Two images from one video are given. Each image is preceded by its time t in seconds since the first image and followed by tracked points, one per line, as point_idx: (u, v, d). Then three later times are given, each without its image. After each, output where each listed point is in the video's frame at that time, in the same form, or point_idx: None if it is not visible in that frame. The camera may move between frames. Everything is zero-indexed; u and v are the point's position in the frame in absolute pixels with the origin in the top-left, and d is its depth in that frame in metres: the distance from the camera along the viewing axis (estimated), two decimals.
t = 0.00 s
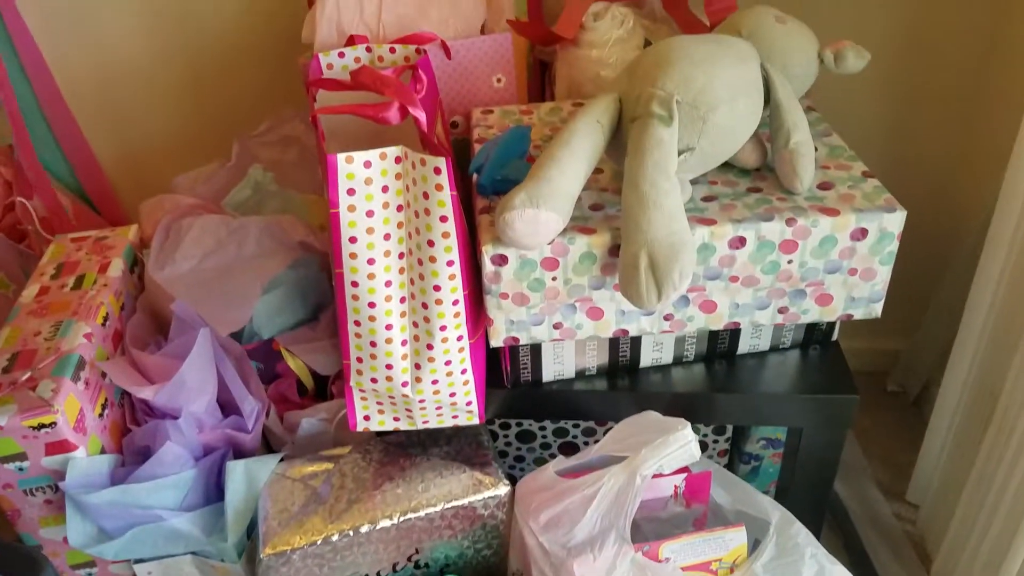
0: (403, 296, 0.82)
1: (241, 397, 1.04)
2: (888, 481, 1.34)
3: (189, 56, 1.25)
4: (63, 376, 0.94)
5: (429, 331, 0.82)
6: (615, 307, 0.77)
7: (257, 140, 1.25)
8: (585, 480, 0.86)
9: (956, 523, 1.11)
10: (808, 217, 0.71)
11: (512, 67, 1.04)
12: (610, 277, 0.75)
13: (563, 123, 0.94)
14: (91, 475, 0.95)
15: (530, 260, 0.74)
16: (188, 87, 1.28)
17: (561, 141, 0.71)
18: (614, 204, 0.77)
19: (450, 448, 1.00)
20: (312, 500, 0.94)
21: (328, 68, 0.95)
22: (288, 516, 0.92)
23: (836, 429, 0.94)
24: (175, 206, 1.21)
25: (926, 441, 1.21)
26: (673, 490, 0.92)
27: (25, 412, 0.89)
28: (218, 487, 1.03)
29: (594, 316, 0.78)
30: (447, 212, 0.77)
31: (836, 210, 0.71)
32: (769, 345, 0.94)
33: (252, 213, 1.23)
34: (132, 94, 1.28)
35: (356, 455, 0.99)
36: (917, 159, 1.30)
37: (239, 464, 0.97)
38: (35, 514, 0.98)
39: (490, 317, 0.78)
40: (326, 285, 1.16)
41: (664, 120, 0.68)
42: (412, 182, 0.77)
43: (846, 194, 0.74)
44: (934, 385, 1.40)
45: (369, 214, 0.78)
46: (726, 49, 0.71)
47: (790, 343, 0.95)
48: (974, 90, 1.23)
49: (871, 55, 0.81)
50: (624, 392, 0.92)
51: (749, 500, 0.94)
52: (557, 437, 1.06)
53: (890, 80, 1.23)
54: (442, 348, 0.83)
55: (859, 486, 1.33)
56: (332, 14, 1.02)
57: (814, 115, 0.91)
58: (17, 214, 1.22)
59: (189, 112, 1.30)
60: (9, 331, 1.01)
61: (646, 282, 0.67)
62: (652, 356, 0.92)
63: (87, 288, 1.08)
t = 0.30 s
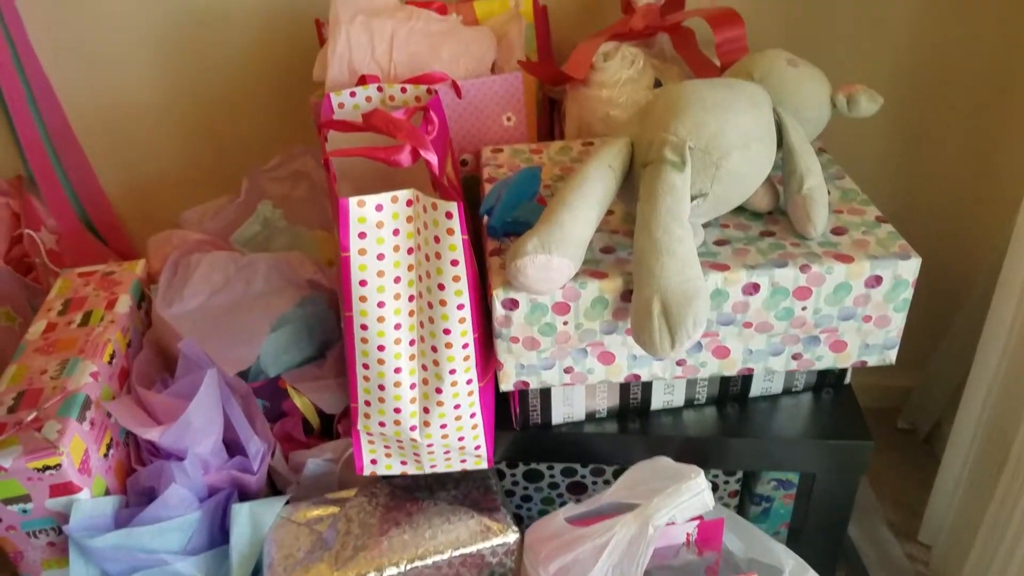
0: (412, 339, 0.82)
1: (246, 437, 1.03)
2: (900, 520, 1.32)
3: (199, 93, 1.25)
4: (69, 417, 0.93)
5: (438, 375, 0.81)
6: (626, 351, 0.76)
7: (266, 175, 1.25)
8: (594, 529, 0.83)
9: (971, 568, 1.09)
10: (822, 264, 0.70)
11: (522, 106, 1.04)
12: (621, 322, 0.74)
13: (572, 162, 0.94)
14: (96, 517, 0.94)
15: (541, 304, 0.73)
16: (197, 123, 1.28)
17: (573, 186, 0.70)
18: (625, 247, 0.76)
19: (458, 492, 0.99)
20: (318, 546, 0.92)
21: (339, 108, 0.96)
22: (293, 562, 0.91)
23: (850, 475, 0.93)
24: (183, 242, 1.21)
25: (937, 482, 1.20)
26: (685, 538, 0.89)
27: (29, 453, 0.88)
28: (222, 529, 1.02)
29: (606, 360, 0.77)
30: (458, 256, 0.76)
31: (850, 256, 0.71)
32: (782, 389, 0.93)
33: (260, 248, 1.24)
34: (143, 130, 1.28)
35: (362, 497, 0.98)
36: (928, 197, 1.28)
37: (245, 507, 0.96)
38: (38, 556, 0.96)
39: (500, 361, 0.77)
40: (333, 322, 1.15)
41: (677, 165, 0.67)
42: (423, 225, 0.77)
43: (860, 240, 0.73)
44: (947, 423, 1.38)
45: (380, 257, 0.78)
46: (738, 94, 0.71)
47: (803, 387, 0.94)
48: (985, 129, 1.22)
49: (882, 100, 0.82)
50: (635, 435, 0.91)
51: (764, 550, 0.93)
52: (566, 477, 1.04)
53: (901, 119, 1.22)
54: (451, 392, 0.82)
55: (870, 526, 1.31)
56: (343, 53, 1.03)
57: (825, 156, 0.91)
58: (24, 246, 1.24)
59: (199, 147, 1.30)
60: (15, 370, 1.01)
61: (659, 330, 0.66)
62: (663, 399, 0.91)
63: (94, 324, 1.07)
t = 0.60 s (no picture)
0: (425, 372, 0.82)
1: (256, 468, 1.03)
2: (911, 552, 1.31)
3: (211, 122, 1.26)
4: (79, 447, 0.92)
5: (450, 409, 0.81)
6: (642, 387, 0.76)
7: (277, 205, 1.26)
8: (608, 567, 0.82)
9: None
10: (840, 301, 0.70)
11: (534, 138, 1.04)
12: (637, 357, 0.74)
13: (585, 195, 0.94)
14: (104, 548, 0.93)
15: (555, 339, 0.73)
16: (208, 152, 1.29)
17: (588, 222, 0.70)
18: (639, 282, 0.76)
19: (469, 525, 0.98)
20: None
21: (352, 140, 0.96)
22: None
23: (865, 511, 0.92)
24: (193, 271, 1.21)
25: (950, 515, 1.18)
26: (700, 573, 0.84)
27: (39, 484, 0.88)
28: (231, 561, 1.01)
29: (620, 396, 0.77)
30: (472, 290, 0.76)
31: (868, 294, 0.71)
32: (796, 423, 0.93)
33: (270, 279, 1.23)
34: (155, 159, 1.29)
35: (372, 530, 0.97)
36: (938, 228, 1.28)
37: (254, 538, 0.95)
38: None
39: (514, 396, 0.77)
40: (343, 352, 1.15)
41: (694, 202, 0.67)
42: (437, 260, 0.77)
43: (877, 277, 0.74)
44: (958, 454, 1.37)
45: (393, 291, 0.77)
46: (754, 130, 0.71)
47: (817, 421, 0.93)
48: (996, 161, 1.21)
49: (898, 135, 0.83)
50: (648, 470, 0.90)
51: None
52: (575, 507, 1.04)
53: (911, 151, 1.22)
54: (464, 427, 0.82)
55: (880, 558, 1.30)
56: (355, 86, 1.03)
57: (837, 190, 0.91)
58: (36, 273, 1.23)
59: (210, 175, 1.31)
60: (24, 400, 1.00)
61: (675, 366, 0.65)
62: (677, 434, 0.91)
63: (104, 354, 1.07)
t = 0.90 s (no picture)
0: (436, 386, 0.81)
1: (264, 479, 1.02)
2: (920, 571, 1.29)
3: (223, 132, 1.26)
4: (88, 456, 0.92)
5: (461, 424, 0.81)
6: (655, 405, 0.76)
7: (288, 215, 1.26)
8: None
9: None
10: (857, 321, 0.70)
11: (547, 152, 1.04)
12: (651, 374, 0.74)
13: (599, 210, 0.94)
14: (112, 557, 0.93)
15: (569, 355, 0.72)
16: (221, 161, 1.29)
17: (604, 238, 0.70)
18: (653, 298, 0.76)
19: (477, 539, 0.97)
20: None
21: (365, 152, 0.96)
22: None
23: (877, 532, 0.91)
24: (204, 280, 1.21)
25: (961, 537, 1.17)
26: None
27: (48, 492, 0.87)
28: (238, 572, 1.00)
29: (633, 413, 0.76)
30: (485, 305, 0.76)
31: (886, 314, 0.71)
32: (809, 442, 0.92)
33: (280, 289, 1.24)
34: (167, 167, 1.29)
35: (380, 543, 0.97)
36: (950, 246, 1.27)
37: (262, 548, 0.94)
38: None
39: (525, 412, 0.76)
40: (353, 364, 1.15)
41: (711, 220, 0.67)
42: (450, 274, 0.77)
43: (894, 297, 0.73)
44: (969, 474, 1.36)
45: (406, 305, 0.77)
46: (772, 149, 0.71)
47: (830, 440, 0.92)
48: (1010, 180, 1.21)
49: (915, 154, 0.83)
50: (659, 487, 0.89)
51: None
52: (583, 523, 1.03)
53: (924, 169, 1.21)
54: (474, 442, 0.81)
55: None
56: (369, 98, 1.03)
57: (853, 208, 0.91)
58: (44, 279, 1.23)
59: (222, 185, 1.31)
60: (34, 408, 1.00)
61: (691, 386, 0.65)
62: (689, 451, 0.90)
63: (114, 362, 1.07)
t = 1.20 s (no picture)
0: (453, 377, 0.83)
1: (282, 465, 1.04)
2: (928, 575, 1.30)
3: (245, 127, 1.28)
4: (111, 440, 0.95)
5: (477, 415, 0.82)
6: (668, 400, 0.77)
7: (308, 210, 1.28)
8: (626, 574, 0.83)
9: None
10: (871, 321, 0.71)
11: (564, 151, 1.05)
12: (664, 370, 0.75)
13: (615, 208, 0.95)
14: (133, 538, 0.95)
15: (583, 349, 0.74)
16: (242, 155, 1.31)
17: (621, 234, 0.71)
18: (668, 295, 0.77)
19: (489, 529, 0.99)
20: None
21: (385, 148, 0.98)
22: None
23: (885, 532, 0.92)
24: (224, 273, 1.23)
25: (969, 541, 1.18)
26: None
27: (72, 474, 0.90)
28: (255, 556, 1.03)
29: (646, 408, 0.78)
30: (502, 299, 0.78)
31: (900, 314, 0.72)
32: (820, 441, 0.93)
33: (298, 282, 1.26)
34: (189, 160, 1.31)
35: (394, 530, 0.98)
36: (964, 252, 1.28)
37: (279, 533, 0.96)
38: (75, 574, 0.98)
39: (540, 404, 0.78)
40: (369, 356, 1.16)
41: (728, 218, 0.68)
42: (469, 268, 0.78)
43: (908, 298, 0.75)
44: (978, 480, 1.37)
45: (425, 297, 0.79)
46: (789, 151, 0.72)
47: (840, 440, 0.93)
48: None
49: (932, 157, 0.84)
50: (670, 482, 0.91)
51: None
52: (592, 518, 1.05)
53: (939, 175, 1.22)
54: (489, 433, 0.83)
55: None
56: (389, 96, 1.05)
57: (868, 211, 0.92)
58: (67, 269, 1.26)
59: (243, 179, 1.33)
60: (58, 392, 1.03)
61: (705, 381, 0.66)
62: (699, 448, 0.91)
63: (135, 350, 1.09)
